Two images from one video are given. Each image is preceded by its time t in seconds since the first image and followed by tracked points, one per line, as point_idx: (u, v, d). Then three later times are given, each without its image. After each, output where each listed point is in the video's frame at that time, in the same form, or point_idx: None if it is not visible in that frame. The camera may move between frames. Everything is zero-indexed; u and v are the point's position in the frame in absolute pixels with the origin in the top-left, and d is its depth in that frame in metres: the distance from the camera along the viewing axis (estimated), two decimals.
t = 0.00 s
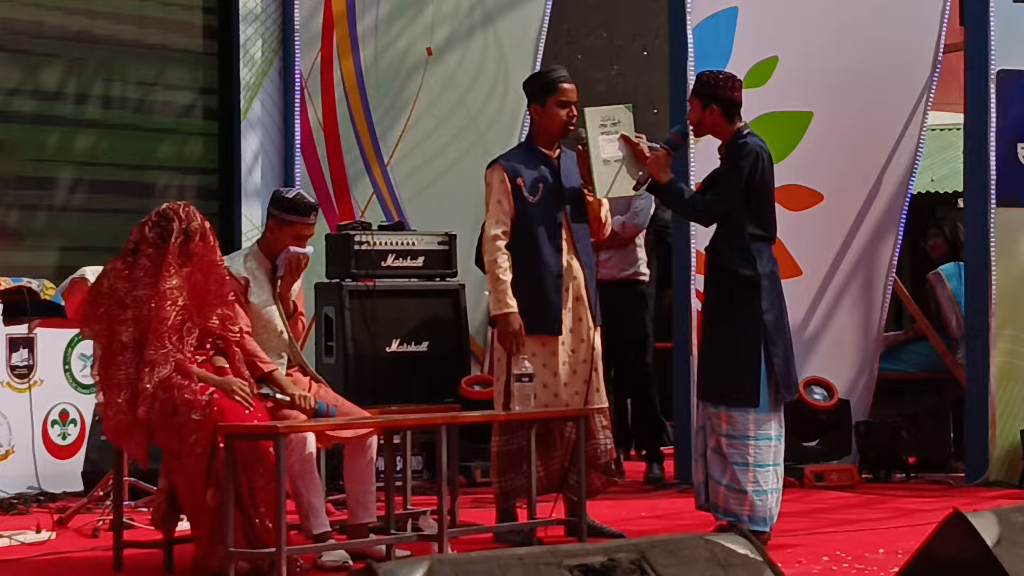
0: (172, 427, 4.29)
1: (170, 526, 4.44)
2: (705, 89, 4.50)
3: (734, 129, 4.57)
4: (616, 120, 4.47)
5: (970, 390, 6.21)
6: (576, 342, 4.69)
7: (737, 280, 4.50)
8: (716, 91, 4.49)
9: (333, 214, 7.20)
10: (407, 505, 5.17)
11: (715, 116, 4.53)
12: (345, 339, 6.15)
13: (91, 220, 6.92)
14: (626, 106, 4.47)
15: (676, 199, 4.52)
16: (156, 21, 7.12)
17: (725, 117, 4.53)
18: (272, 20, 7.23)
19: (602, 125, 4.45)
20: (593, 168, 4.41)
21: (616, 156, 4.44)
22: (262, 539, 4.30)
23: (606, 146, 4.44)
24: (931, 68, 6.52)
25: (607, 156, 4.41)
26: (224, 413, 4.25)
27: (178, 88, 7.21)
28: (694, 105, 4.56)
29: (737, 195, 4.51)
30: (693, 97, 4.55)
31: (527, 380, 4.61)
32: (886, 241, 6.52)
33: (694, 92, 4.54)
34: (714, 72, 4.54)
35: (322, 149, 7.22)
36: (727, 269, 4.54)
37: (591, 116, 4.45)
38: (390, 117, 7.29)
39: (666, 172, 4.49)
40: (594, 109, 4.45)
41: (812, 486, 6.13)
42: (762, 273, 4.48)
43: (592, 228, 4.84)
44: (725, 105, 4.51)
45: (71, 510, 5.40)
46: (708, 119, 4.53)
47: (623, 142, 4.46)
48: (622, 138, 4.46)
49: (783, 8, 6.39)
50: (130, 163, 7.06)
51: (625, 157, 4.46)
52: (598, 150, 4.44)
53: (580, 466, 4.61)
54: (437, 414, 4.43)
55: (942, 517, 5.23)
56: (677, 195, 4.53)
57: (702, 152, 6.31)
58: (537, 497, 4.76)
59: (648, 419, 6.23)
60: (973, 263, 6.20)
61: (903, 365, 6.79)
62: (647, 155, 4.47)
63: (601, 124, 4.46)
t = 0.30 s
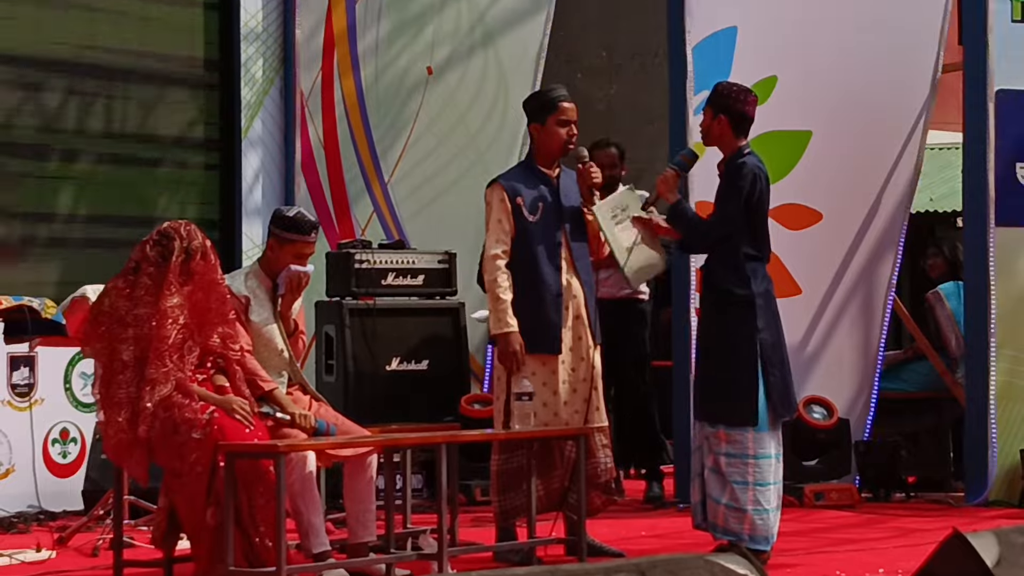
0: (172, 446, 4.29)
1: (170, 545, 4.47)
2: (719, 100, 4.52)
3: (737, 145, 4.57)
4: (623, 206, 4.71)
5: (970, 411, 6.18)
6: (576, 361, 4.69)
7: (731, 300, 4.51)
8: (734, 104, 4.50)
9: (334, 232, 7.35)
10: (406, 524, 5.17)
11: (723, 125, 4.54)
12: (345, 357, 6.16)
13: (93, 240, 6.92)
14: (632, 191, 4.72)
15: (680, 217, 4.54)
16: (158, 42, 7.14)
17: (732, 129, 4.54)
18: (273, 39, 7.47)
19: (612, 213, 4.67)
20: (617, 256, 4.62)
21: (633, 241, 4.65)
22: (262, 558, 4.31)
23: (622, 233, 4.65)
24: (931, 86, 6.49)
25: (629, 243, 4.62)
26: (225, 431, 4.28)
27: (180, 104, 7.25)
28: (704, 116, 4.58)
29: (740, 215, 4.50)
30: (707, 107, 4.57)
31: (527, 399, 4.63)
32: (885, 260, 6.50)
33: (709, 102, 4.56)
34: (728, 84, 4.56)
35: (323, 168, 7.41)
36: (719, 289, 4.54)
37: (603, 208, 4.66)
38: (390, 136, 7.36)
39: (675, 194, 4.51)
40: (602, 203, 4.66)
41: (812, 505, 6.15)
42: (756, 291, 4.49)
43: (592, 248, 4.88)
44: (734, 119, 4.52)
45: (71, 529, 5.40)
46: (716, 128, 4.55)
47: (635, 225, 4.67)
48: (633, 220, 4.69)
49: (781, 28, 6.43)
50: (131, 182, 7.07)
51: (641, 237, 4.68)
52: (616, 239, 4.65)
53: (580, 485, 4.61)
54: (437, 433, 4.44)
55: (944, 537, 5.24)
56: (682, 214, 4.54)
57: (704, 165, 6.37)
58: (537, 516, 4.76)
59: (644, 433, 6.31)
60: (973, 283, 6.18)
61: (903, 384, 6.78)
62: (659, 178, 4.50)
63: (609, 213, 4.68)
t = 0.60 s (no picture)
0: (171, 440, 4.29)
1: (169, 539, 4.47)
2: (721, 98, 4.49)
3: (739, 143, 4.56)
4: (640, 276, 4.69)
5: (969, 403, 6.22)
6: (575, 356, 4.69)
7: (733, 294, 4.52)
8: (733, 100, 4.48)
9: (333, 226, 7.24)
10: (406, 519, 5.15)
11: (725, 124, 4.52)
12: (344, 351, 6.15)
13: (92, 232, 6.94)
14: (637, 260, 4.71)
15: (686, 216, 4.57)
16: (157, 37, 7.18)
17: (736, 127, 4.52)
18: (273, 34, 7.35)
19: (637, 290, 4.69)
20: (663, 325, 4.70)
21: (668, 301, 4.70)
22: (261, 552, 4.31)
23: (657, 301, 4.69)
24: (931, 83, 6.53)
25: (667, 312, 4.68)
26: (224, 426, 4.25)
27: (180, 100, 7.27)
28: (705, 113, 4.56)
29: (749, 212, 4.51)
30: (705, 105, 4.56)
31: (526, 394, 4.62)
32: (885, 255, 6.53)
33: (709, 101, 4.54)
34: (728, 81, 4.53)
35: (322, 163, 7.28)
36: (723, 283, 4.55)
37: (629, 291, 4.67)
38: (390, 131, 7.31)
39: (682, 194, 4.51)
40: (622, 290, 4.66)
41: (811, 500, 6.15)
42: (760, 287, 4.50)
43: (592, 244, 4.82)
44: (735, 117, 4.50)
45: (70, 523, 5.40)
46: (719, 128, 4.53)
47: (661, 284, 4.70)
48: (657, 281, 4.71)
49: (783, 24, 6.42)
50: (131, 176, 7.09)
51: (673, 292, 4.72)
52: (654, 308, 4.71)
53: (579, 480, 4.62)
54: (437, 428, 4.42)
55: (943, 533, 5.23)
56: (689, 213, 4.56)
57: (704, 162, 6.36)
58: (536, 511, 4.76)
59: (644, 430, 6.32)
60: (971, 277, 6.21)
61: (903, 380, 6.78)
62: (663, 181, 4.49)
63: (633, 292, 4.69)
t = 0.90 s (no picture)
0: (169, 414, 4.30)
1: (166, 514, 4.43)
2: (727, 71, 4.49)
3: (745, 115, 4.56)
4: (608, 146, 4.54)
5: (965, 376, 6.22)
6: (572, 333, 4.67)
7: (744, 267, 4.51)
8: (740, 75, 4.48)
9: (332, 201, 7.23)
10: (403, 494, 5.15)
11: (737, 98, 4.50)
12: (342, 327, 6.16)
13: (89, 205, 6.92)
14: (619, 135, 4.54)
15: (692, 179, 4.41)
16: (155, 9, 7.16)
17: (745, 102, 4.51)
18: (272, 7, 7.33)
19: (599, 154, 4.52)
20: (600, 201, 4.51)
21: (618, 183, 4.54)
22: (258, 526, 4.31)
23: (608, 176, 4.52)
24: (931, 59, 6.40)
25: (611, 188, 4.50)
26: (221, 400, 4.27)
27: (178, 72, 7.25)
28: (715, 88, 4.52)
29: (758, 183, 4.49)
30: (714, 80, 4.51)
31: (524, 369, 4.61)
32: (885, 233, 6.48)
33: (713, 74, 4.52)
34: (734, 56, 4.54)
35: (320, 135, 7.26)
36: (732, 254, 4.53)
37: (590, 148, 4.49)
38: (388, 105, 7.28)
39: (683, 153, 4.42)
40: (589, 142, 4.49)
41: (807, 477, 6.13)
42: (769, 262, 4.52)
43: (588, 219, 4.77)
44: (746, 91, 4.51)
45: (66, 496, 5.40)
46: (729, 102, 4.51)
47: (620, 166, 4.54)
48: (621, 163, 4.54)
49: None
50: (129, 149, 7.08)
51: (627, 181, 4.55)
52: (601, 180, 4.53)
53: (576, 457, 4.60)
54: (434, 404, 4.41)
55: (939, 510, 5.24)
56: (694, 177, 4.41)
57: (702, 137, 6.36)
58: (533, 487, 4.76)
59: (640, 407, 6.32)
60: (969, 256, 6.20)
61: (901, 358, 6.79)
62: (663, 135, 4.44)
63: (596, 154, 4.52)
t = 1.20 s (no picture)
0: (166, 405, 4.29)
1: (164, 504, 4.43)
2: (722, 64, 4.47)
3: (742, 107, 4.58)
4: (593, 67, 4.46)
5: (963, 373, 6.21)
6: (569, 323, 4.67)
7: (751, 257, 4.53)
8: (736, 67, 4.47)
9: (329, 190, 7.25)
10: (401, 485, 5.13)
11: (732, 92, 4.51)
12: (340, 317, 6.18)
13: (85, 194, 6.96)
14: (605, 56, 4.47)
15: (698, 166, 4.42)
16: None
17: (741, 95, 4.53)
18: None
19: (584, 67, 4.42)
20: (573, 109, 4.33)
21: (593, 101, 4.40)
22: (256, 516, 4.30)
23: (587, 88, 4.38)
24: (930, 48, 6.43)
25: (588, 98, 4.35)
26: (218, 390, 4.25)
27: (176, 61, 7.27)
28: (711, 81, 4.51)
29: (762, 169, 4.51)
30: (710, 73, 4.50)
31: (522, 360, 4.59)
32: (883, 223, 6.49)
33: (708, 69, 4.50)
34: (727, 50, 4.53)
35: (319, 128, 7.28)
36: (736, 243, 4.54)
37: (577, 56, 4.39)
38: (387, 95, 7.25)
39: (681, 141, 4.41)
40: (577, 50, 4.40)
41: (807, 468, 6.12)
42: (773, 251, 4.54)
43: (586, 208, 4.76)
44: (743, 83, 4.51)
45: (63, 487, 5.39)
46: (726, 94, 4.51)
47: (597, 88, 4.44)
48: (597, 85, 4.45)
49: None
50: (126, 138, 7.11)
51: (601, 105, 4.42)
52: (578, 91, 4.38)
53: (574, 446, 4.60)
54: (432, 394, 4.41)
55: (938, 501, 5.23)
56: (699, 163, 4.42)
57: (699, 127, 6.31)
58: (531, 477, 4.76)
59: (638, 399, 6.30)
60: (968, 245, 6.20)
61: (898, 348, 6.80)
62: (664, 119, 4.40)
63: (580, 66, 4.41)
